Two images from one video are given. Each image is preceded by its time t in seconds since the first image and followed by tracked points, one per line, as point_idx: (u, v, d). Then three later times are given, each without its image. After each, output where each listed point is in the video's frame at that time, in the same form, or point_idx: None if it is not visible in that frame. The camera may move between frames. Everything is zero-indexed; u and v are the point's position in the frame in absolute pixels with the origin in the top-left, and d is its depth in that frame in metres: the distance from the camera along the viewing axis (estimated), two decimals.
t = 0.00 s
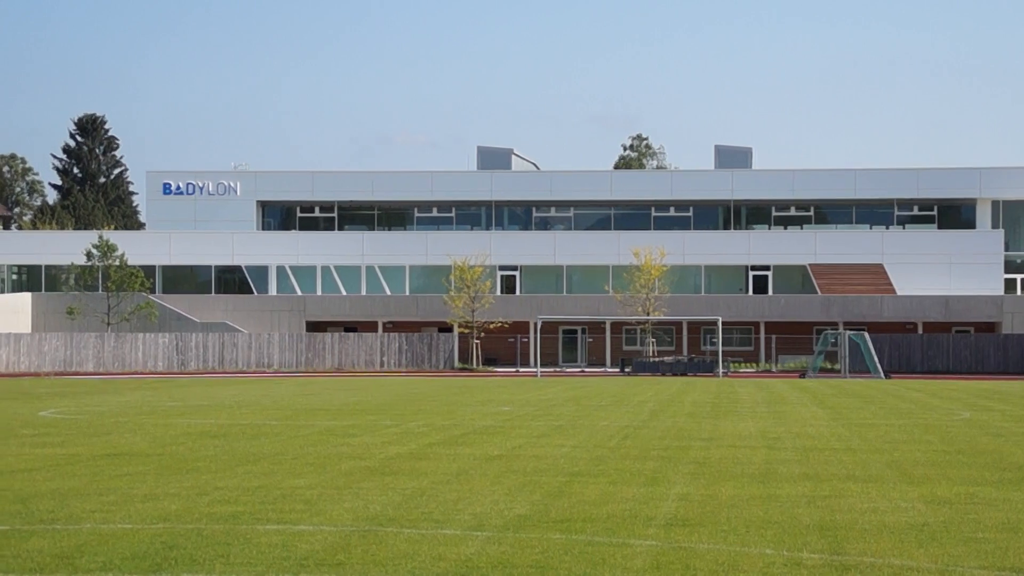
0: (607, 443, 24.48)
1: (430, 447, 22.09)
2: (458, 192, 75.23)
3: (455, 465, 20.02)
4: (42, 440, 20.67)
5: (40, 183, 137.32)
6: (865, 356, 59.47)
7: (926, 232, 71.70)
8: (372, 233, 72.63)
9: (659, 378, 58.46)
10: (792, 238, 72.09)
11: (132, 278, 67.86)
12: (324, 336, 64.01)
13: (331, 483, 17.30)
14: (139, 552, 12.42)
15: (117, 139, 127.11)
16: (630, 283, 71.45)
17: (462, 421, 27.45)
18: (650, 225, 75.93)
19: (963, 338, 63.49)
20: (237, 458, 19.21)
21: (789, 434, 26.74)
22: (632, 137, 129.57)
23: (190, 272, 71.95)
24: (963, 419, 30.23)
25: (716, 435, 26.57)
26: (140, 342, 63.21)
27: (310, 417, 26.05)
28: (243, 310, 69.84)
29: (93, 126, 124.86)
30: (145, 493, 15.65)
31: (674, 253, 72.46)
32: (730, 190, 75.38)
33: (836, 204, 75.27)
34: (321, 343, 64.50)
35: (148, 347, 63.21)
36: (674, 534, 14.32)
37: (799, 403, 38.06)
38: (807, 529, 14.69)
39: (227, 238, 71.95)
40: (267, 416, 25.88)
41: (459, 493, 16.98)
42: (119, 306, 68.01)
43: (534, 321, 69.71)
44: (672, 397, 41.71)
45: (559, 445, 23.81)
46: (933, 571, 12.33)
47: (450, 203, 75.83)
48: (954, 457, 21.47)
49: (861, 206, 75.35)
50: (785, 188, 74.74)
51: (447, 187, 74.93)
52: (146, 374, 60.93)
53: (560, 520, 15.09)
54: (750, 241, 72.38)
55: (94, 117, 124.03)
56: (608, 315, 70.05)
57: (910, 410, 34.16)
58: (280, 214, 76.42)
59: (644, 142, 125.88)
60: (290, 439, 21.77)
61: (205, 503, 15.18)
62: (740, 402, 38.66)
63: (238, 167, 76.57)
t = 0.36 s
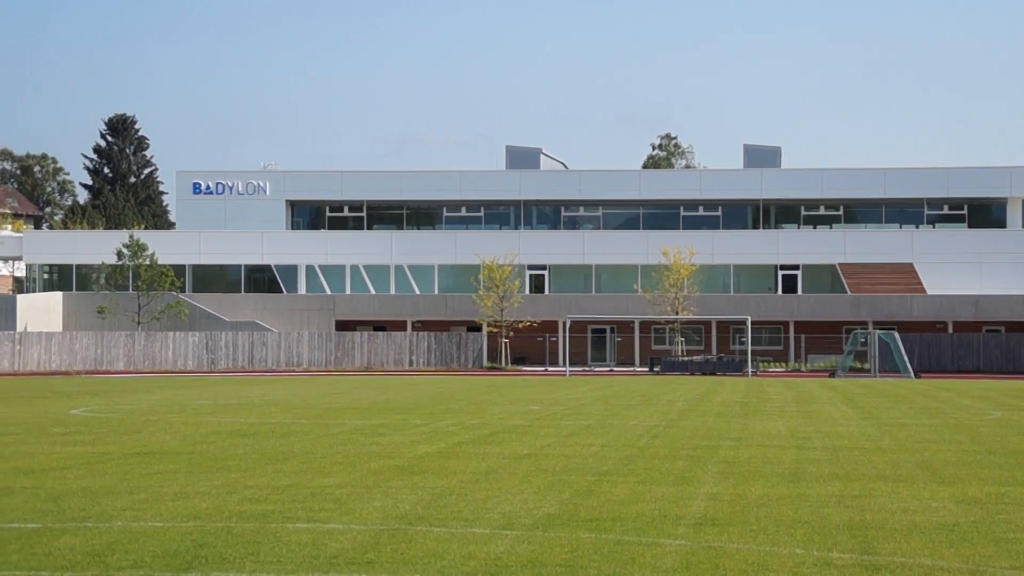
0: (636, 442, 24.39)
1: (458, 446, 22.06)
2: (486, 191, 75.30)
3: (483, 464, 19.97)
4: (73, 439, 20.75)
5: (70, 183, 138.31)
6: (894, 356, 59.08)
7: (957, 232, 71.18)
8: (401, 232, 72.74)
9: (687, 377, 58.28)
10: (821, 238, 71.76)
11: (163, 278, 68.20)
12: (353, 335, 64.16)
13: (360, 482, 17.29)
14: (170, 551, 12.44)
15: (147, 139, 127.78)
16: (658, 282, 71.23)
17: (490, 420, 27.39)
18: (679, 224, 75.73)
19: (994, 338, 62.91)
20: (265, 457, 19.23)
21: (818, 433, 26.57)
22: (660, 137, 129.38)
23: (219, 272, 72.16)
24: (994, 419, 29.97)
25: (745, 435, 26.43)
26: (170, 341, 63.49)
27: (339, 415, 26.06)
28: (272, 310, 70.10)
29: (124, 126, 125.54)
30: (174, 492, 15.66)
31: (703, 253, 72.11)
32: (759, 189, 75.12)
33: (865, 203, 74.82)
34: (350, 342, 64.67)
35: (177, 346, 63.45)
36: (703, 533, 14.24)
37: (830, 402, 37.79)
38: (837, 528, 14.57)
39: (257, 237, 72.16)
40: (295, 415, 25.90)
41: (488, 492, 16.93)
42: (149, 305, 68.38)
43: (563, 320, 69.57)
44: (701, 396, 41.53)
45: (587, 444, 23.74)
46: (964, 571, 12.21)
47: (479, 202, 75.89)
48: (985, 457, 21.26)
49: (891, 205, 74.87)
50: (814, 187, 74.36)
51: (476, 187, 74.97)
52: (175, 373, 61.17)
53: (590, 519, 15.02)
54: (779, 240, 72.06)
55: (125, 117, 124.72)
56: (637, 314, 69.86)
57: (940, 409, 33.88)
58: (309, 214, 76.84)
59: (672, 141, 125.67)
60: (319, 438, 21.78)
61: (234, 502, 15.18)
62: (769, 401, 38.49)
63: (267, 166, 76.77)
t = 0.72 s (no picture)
0: (659, 442, 24.31)
1: (480, 446, 22.03)
2: (508, 192, 75.32)
3: (506, 464, 19.95)
4: (98, 439, 20.83)
5: (94, 184, 139.00)
6: (917, 357, 58.72)
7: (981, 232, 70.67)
8: (423, 233, 72.78)
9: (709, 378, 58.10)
10: (844, 238, 71.53)
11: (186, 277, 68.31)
12: (375, 335, 64.22)
13: (383, 482, 17.29)
14: (194, 550, 12.46)
15: (170, 139, 128.26)
16: (681, 283, 71.11)
17: (513, 421, 27.36)
18: (701, 224, 75.49)
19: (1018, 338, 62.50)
20: (289, 457, 19.25)
21: (842, 433, 26.42)
22: (683, 137, 129.11)
23: (242, 272, 72.32)
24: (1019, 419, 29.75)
25: (768, 435, 26.33)
26: (194, 341, 63.69)
27: (361, 415, 26.08)
28: (295, 310, 70.25)
29: (147, 127, 126.00)
30: (198, 492, 15.69)
31: (725, 253, 71.88)
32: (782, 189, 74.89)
33: (888, 203, 74.37)
34: (372, 343, 64.74)
35: (201, 346, 63.63)
36: (726, 533, 14.17)
37: (853, 402, 37.57)
38: (860, 528, 14.48)
39: (279, 238, 72.29)
40: (317, 415, 25.92)
41: (510, 492, 16.90)
42: (173, 306, 68.62)
43: (585, 320, 69.44)
44: (722, 396, 41.38)
45: (610, 444, 23.67)
46: (989, 571, 12.11)
47: (501, 203, 75.89)
48: (1012, 457, 21.09)
49: (915, 205, 74.43)
50: (837, 187, 74.09)
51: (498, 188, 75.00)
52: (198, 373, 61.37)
53: (613, 520, 14.96)
54: (801, 240, 71.84)
55: (148, 118, 125.23)
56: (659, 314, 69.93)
57: (964, 410, 33.65)
58: (331, 214, 76.84)
59: (695, 141, 125.40)
60: (342, 438, 21.80)
61: (258, 501, 15.20)
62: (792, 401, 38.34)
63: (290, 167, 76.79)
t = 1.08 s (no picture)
0: (690, 440, 24.18)
1: (511, 444, 21.97)
2: (537, 190, 75.25)
3: (537, 462, 19.89)
4: (131, 437, 20.91)
5: (126, 183, 139.86)
6: (949, 354, 58.24)
7: (1012, 228, 70.16)
8: (452, 230, 72.77)
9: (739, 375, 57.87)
10: (874, 235, 71.04)
11: (216, 276, 68.82)
12: (405, 333, 64.29)
13: (415, 480, 17.26)
14: (228, 549, 12.49)
15: (201, 138, 128.85)
16: (710, 280, 70.84)
17: (543, 418, 27.29)
18: (731, 222, 75.18)
19: None
20: (320, 455, 19.26)
21: (875, 431, 26.22)
22: (712, 134, 128.74)
23: (272, 271, 72.53)
24: None
25: (799, 432, 26.17)
26: (225, 339, 63.94)
27: (392, 414, 26.09)
28: (325, 308, 70.40)
29: (178, 126, 126.63)
30: (230, 490, 15.71)
31: (755, 250, 71.56)
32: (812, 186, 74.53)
33: (919, 198, 73.93)
34: (402, 341, 64.79)
35: (231, 344, 63.86)
36: (758, 531, 14.06)
37: (884, 400, 37.28)
38: (893, 527, 14.35)
39: (310, 236, 72.43)
40: (347, 413, 25.96)
41: (541, 490, 16.84)
42: (203, 304, 68.86)
43: (615, 317, 69.26)
44: (753, 394, 41.11)
45: (641, 442, 23.58)
46: None
47: (531, 200, 75.80)
48: None
49: (945, 201, 74.04)
50: (867, 184, 73.67)
51: (527, 186, 74.91)
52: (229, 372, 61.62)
53: (644, 517, 14.88)
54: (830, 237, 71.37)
55: (178, 117, 125.85)
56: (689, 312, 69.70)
57: (997, 407, 33.32)
58: (361, 212, 76.96)
59: (724, 138, 125.02)
60: (372, 436, 21.78)
61: (290, 500, 15.20)
62: (823, 398, 38.11)
63: (320, 165, 76.85)
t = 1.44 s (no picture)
0: (716, 439, 24.09)
1: (537, 443, 21.93)
2: (562, 190, 75.24)
3: (563, 461, 19.84)
4: (158, 437, 20.98)
5: (151, 184, 140.46)
6: (976, 352, 57.87)
7: None
8: (477, 230, 72.66)
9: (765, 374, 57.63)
10: (900, 233, 70.66)
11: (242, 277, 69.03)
12: (430, 333, 64.35)
13: (441, 479, 17.25)
14: (255, 548, 12.49)
15: (226, 139, 129.35)
16: (736, 279, 70.76)
17: (568, 417, 27.24)
18: (757, 220, 75.24)
19: None
20: (346, 455, 19.26)
21: (902, 430, 26.05)
22: (737, 132, 128.29)
23: (298, 271, 72.61)
24: None
25: (825, 431, 26.03)
26: (251, 339, 64.14)
27: (417, 414, 26.10)
28: (351, 309, 70.55)
29: (203, 127, 127.15)
30: (257, 490, 15.73)
31: (780, 249, 71.21)
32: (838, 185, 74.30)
33: (945, 197, 73.69)
34: (427, 341, 64.85)
35: (257, 344, 64.05)
36: (784, 530, 13.97)
37: (912, 398, 37.03)
38: (921, 524, 14.24)
39: (335, 236, 72.49)
40: (373, 413, 25.99)
41: (567, 489, 16.80)
42: (229, 304, 69.16)
43: (639, 317, 68.98)
44: (779, 393, 40.94)
45: (667, 441, 23.52)
46: None
47: (556, 200, 75.73)
48: None
49: (972, 199, 73.75)
50: (893, 183, 73.25)
51: (552, 186, 74.91)
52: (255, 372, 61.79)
53: (670, 516, 14.82)
54: (857, 235, 71.00)
55: (204, 118, 126.34)
56: (714, 311, 69.52)
57: None
58: (386, 213, 77.01)
59: (749, 137, 124.58)
60: (397, 436, 21.79)
61: (316, 499, 15.21)
62: (850, 397, 37.87)
63: (345, 166, 76.94)
